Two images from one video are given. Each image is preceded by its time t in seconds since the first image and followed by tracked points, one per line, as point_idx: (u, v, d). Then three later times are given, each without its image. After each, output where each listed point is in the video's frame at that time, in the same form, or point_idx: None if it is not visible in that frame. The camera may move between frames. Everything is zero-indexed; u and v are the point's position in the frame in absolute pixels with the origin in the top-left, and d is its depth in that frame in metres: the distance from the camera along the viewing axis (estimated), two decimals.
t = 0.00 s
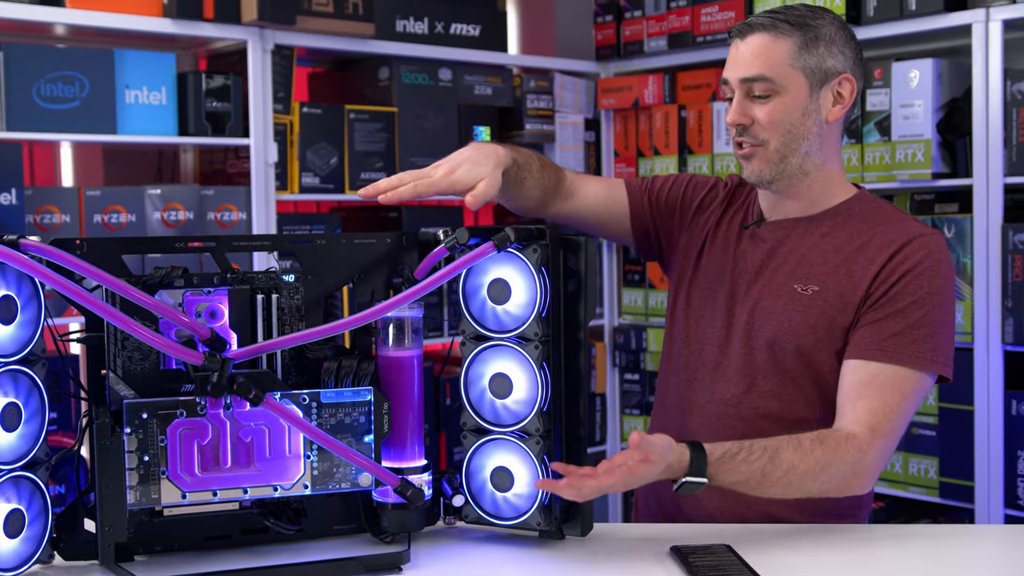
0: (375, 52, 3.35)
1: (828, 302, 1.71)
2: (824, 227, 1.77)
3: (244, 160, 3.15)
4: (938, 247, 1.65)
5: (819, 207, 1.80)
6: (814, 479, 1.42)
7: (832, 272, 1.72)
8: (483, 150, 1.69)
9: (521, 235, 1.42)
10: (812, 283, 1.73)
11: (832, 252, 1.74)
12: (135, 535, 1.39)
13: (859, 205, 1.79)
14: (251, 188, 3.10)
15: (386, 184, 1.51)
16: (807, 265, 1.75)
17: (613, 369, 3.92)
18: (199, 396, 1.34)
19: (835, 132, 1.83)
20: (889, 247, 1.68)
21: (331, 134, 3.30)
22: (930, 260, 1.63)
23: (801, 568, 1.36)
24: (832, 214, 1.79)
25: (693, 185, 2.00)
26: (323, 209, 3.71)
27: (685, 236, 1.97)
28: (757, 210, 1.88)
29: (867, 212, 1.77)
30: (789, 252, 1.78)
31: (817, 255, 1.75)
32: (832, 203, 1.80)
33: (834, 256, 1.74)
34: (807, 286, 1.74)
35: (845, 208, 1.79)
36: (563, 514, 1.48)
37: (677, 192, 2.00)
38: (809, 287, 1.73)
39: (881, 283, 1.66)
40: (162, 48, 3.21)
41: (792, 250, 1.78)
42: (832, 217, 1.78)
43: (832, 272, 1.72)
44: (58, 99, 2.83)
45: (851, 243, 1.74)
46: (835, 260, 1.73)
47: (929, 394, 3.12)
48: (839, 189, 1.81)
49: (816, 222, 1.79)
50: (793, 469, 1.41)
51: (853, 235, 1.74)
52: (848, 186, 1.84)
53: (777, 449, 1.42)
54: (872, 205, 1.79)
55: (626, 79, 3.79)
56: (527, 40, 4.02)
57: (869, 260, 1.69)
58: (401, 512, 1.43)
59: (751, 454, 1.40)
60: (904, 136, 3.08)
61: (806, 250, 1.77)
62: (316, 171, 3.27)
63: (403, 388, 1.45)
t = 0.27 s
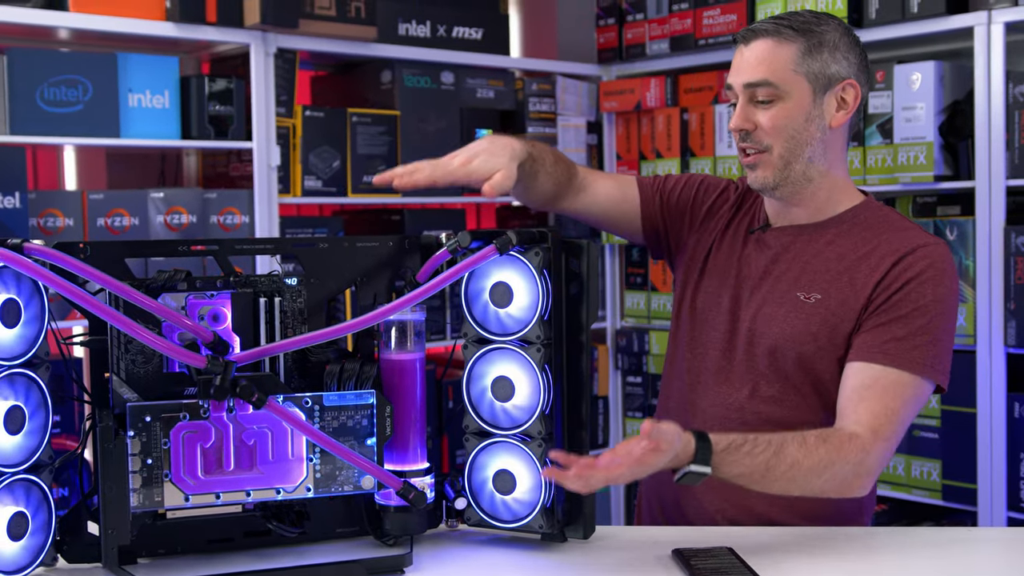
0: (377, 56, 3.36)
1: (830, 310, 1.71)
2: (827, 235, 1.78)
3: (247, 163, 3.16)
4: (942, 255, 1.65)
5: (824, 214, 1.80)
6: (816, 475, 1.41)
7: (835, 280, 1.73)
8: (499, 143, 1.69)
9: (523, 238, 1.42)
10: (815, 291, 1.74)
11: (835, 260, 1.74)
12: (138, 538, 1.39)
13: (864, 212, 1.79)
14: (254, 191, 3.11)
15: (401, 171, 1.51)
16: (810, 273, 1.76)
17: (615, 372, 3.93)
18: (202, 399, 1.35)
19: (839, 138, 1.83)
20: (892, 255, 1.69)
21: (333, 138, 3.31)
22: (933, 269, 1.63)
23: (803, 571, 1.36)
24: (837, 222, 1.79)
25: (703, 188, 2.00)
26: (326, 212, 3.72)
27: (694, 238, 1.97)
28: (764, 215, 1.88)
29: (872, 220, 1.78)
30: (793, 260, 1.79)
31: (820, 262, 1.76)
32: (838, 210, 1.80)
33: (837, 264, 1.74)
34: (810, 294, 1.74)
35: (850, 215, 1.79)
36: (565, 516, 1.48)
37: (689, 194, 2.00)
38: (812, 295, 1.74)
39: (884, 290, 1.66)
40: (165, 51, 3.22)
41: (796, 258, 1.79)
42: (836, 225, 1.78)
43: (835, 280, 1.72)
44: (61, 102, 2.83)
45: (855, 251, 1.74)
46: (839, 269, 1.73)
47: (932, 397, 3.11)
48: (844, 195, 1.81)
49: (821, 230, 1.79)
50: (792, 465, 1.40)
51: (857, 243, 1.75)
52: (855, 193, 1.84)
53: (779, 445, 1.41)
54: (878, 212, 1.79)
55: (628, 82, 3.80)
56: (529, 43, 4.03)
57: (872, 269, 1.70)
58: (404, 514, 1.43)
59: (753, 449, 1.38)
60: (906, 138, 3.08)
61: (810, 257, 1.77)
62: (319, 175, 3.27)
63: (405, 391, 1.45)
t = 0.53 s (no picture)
0: (380, 59, 3.37)
1: (834, 296, 1.70)
2: (829, 224, 1.78)
3: (250, 166, 3.17)
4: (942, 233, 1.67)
5: (827, 209, 1.81)
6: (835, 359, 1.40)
7: (837, 268, 1.73)
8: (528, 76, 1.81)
9: (524, 241, 1.42)
10: (818, 279, 1.73)
11: (836, 246, 1.75)
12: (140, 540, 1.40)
13: (868, 205, 1.79)
14: (257, 194, 3.11)
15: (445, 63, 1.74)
16: (813, 264, 1.76)
17: (618, 374, 3.93)
18: (205, 402, 1.35)
19: (839, 135, 1.83)
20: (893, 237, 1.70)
21: (336, 141, 3.31)
22: (936, 243, 1.64)
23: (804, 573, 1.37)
24: (842, 215, 1.79)
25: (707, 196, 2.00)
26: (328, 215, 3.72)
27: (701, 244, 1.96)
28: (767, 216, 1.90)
29: (871, 207, 1.79)
30: (796, 251, 1.79)
31: (824, 250, 1.76)
32: (840, 203, 1.81)
33: (839, 249, 1.75)
34: (814, 283, 1.73)
35: (855, 208, 1.79)
36: (567, 519, 1.48)
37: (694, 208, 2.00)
38: (816, 282, 1.73)
39: (889, 265, 1.65)
40: (168, 55, 3.23)
41: (800, 250, 1.78)
42: (840, 217, 1.78)
43: (838, 266, 1.73)
44: (65, 105, 2.84)
45: (856, 236, 1.75)
46: (841, 254, 1.74)
47: (934, 400, 3.11)
48: (846, 191, 1.81)
49: (823, 222, 1.79)
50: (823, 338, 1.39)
51: (858, 229, 1.75)
52: (858, 189, 1.84)
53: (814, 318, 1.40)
54: (882, 206, 1.79)
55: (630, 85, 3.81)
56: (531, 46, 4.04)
57: (874, 251, 1.70)
58: (407, 517, 1.43)
59: (797, 306, 1.38)
60: (908, 141, 3.08)
61: (813, 248, 1.77)
62: (321, 178, 3.28)
63: (407, 394, 1.46)
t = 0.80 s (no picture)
0: (380, 61, 3.37)
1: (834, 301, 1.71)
2: (830, 229, 1.78)
3: (249, 168, 3.17)
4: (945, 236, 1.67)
5: (829, 214, 1.80)
6: (828, 317, 1.39)
7: (838, 273, 1.73)
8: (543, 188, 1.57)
9: (523, 243, 1.42)
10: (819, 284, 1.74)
11: (838, 251, 1.75)
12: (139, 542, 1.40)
13: (869, 211, 1.79)
14: (256, 196, 3.12)
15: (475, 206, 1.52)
16: (813, 269, 1.76)
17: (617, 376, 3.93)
18: (203, 404, 1.34)
19: (844, 143, 1.82)
20: (895, 240, 1.70)
21: (336, 143, 3.31)
22: (937, 242, 1.65)
23: None
24: (842, 219, 1.79)
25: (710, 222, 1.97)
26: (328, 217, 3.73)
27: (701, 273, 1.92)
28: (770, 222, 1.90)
29: (873, 212, 1.79)
30: (796, 256, 1.79)
31: (825, 256, 1.76)
32: (843, 209, 1.80)
33: (840, 255, 1.75)
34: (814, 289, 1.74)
35: (855, 213, 1.79)
36: (566, 521, 1.48)
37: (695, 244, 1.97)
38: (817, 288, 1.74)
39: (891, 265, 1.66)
40: (168, 56, 3.23)
41: (800, 254, 1.78)
42: (840, 222, 1.78)
43: (840, 272, 1.73)
44: (64, 108, 2.84)
45: (858, 241, 1.74)
46: (842, 259, 1.74)
47: (932, 402, 3.12)
48: (849, 196, 1.81)
49: (823, 226, 1.79)
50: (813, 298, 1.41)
51: (860, 234, 1.75)
52: (861, 195, 1.84)
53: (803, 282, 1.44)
54: (883, 211, 1.79)
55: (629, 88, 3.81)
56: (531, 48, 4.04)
57: (875, 255, 1.70)
58: (405, 519, 1.43)
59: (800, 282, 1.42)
60: (907, 143, 3.08)
61: (814, 253, 1.77)
62: (321, 179, 3.28)
63: (406, 396, 1.46)
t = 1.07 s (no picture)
0: (380, 63, 3.37)
1: (835, 305, 1.71)
2: (827, 230, 1.78)
3: (249, 169, 3.17)
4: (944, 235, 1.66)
5: (824, 213, 1.79)
6: (825, 359, 1.45)
7: (837, 276, 1.73)
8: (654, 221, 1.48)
9: (524, 245, 1.42)
10: (817, 288, 1.74)
11: (835, 253, 1.75)
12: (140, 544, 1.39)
13: (863, 207, 1.79)
14: (257, 198, 3.12)
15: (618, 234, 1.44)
16: (812, 272, 1.76)
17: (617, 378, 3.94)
18: (204, 405, 1.35)
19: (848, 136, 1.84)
20: (895, 241, 1.69)
21: (336, 144, 3.31)
22: (935, 243, 1.64)
23: None
24: (838, 217, 1.78)
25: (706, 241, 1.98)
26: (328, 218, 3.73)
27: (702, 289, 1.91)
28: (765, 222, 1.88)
29: (871, 213, 1.78)
30: (794, 258, 1.79)
31: (823, 259, 1.76)
32: (838, 207, 1.79)
33: (838, 257, 1.75)
34: (813, 292, 1.74)
35: (850, 212, 1.78)
36: (566, 523, 1.49)
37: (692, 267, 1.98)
38: (815, 292, 1.74)
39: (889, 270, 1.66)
40: (168, 58, 3.23)
41: (798, 256, 1.79)
42: (836, 220, 1.78)
43: (838, 275, 1.73)
44: (65, 109, 2.84)
45: (855, 243, 1.74)
46: (840, 262, 1.74)
47: (933, 403, 3.12)
48: (845, 194, 1.80)
49: (819, 227, 1.79)
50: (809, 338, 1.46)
51: (857, 235, 1.75)
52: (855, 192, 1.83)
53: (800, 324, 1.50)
54: (877, 207, 1.79)
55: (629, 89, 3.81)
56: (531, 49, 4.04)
57: (873, 258, 1.70)
58: (406, 520, 1.43)
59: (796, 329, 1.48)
60: (907, 145, 3.09)
61: (811, 255, 1.77)
62: (321, 181, 3.28)
63: (407, 397, 1.45)
